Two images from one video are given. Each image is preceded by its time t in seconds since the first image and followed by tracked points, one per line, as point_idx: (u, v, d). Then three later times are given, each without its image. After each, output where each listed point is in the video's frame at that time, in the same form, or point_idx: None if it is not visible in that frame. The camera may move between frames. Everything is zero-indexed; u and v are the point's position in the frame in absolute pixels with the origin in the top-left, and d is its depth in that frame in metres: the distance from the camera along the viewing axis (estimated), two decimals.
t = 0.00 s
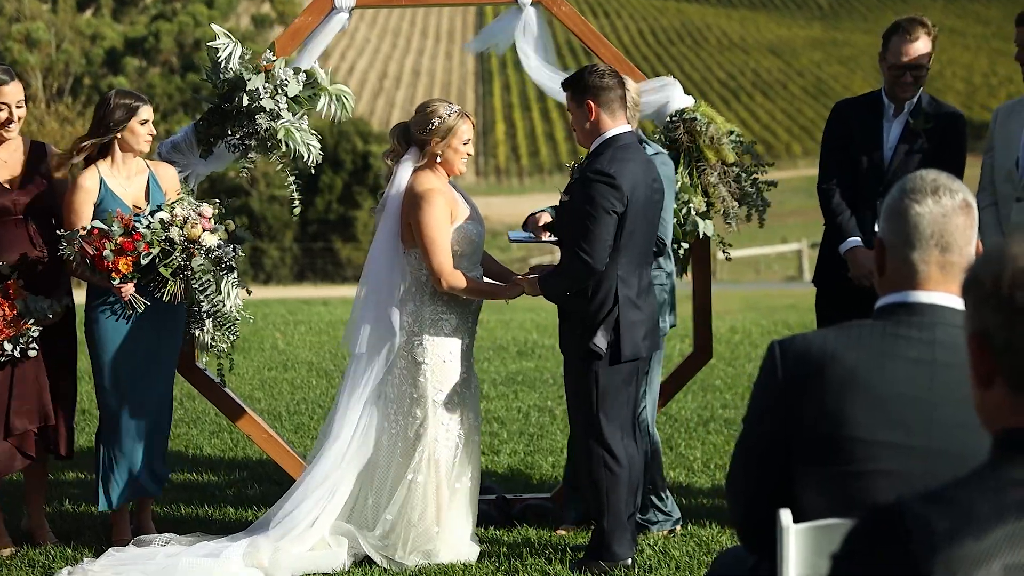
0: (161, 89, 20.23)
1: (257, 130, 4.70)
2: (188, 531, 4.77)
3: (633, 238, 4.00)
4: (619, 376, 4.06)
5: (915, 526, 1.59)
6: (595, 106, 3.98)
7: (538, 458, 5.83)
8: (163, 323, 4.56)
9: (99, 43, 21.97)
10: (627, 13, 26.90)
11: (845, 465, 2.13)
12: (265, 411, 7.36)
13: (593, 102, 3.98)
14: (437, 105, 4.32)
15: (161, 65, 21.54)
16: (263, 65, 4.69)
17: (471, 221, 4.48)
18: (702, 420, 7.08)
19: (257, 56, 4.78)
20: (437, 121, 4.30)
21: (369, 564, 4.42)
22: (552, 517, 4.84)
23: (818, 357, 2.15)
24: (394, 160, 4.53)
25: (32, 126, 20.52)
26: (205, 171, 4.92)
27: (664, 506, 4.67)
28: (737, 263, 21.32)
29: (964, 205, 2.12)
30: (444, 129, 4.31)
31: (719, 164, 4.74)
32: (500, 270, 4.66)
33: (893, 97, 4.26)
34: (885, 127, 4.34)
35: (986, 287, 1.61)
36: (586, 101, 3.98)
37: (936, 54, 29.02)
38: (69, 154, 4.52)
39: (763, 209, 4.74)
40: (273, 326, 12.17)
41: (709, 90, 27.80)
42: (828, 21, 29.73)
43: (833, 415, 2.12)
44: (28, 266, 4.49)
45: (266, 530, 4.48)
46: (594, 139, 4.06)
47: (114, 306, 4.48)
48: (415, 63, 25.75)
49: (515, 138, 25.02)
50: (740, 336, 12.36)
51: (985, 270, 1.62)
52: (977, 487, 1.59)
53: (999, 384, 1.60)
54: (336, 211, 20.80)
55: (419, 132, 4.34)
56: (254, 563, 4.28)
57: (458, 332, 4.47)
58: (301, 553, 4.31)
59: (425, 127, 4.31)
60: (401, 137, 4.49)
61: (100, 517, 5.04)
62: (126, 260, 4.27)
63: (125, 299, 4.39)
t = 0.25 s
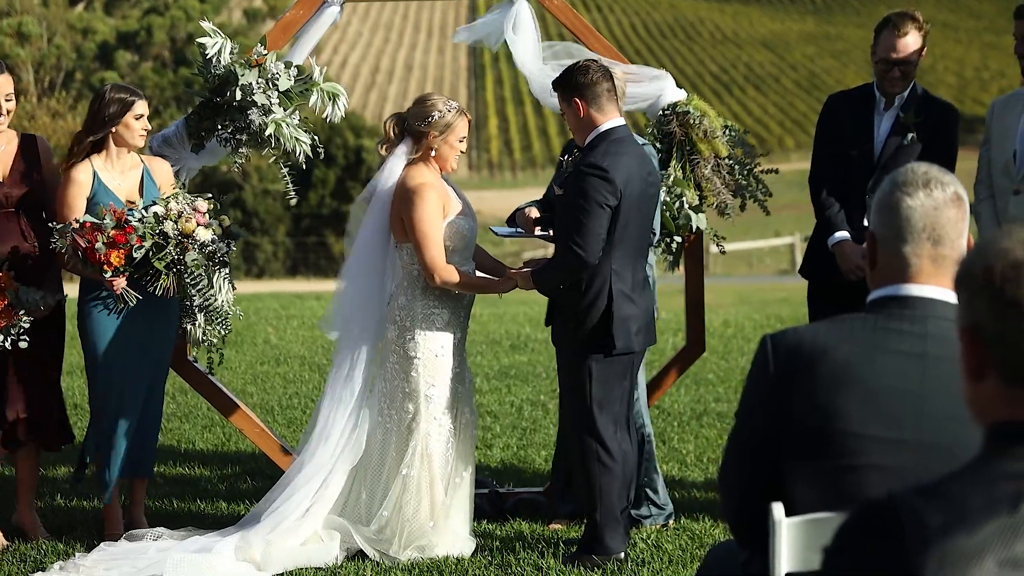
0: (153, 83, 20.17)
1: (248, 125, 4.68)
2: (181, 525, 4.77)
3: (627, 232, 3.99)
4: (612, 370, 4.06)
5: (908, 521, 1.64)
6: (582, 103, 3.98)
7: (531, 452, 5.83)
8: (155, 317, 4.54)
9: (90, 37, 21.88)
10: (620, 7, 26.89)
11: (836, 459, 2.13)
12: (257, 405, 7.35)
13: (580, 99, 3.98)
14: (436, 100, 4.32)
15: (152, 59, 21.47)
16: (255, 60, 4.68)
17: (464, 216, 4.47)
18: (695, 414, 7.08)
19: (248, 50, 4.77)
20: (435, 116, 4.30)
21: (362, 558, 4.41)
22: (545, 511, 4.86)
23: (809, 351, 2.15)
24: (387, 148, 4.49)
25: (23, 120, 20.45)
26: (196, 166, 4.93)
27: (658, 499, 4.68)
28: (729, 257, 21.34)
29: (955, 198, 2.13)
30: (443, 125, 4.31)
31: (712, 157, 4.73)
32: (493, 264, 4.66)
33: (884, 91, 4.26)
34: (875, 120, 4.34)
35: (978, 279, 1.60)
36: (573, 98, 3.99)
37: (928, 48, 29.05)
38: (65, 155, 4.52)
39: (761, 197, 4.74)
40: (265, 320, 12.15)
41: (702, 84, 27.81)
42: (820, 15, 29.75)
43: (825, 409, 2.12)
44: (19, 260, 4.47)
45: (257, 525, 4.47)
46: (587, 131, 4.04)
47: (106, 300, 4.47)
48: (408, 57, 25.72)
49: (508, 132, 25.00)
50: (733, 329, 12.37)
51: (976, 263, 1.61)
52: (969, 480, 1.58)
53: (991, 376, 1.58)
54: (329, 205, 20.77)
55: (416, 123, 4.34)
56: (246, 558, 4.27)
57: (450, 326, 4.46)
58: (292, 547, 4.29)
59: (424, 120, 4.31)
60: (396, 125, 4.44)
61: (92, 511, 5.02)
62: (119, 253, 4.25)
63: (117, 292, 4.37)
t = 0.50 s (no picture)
0: (154, 84, 20.18)
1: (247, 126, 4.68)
2: (177, 529, 4.76)
3: (626, 235, 3.98)
4: (610, 373, 4.05)
5: (900, 528, 1.56)
6: (581, 106, 3.96)
7: (529, 454, 5.82)
8: (150, 319, 4.52)
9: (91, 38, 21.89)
10: (621, 7, 26.88)
11: (831, 465, 2.12)
12: (256, 407, 7.34)
13: (578, 101, 3.96)
14: (443, 104, 4.31)
15: (153, 60, 21.49)
16: (251, 62, 4.67)
17: (462, 219, 4.45)
18: (694, 416, 7.07)
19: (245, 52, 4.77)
20: (444, 120, 4.30)
21: (359, 561, 4.40)
22: (543, 514, 4.86)
23: (803, 357, 2.13)
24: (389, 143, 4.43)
25: (24, 121, 20.47)
26: (193, 167, 4.90)
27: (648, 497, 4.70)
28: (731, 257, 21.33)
29: (948, 203, 2.12)
30: (452, 130, 4.33)
31: (710, 159, 4.71)
32: (492, 267, 4.64)
33: (886, 90, 4.25)
34: (873, 123, 4.33)
35: (970, 286, 1.58)
36: (572, 101, 3.97)
37: (930, 48, 29.04)
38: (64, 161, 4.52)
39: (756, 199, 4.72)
40: (264, 322, 12.15)
41: (703, 84, 27.80)
42: (821, 15, 29.75)
43: (819, 415, 2.11)
44: (15, 262, 4.46)
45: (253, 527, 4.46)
46: (586, 133, 4.03)
47: (99, 304, 4.46)
48: (409, 57, 25.71)
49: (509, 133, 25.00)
50: (733, 331, 12.37)
51: (968, 270, 1.59)
52: (960, 488, 1.55)
53: (981, 384, 1.59)
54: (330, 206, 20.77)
55: (423, 123, 4.32)
56: (243, 561, 4.25)
57: (448, 329, 4.45)
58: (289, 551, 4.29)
59: (434, 122, 4.29)
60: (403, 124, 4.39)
61: (89, 515, 5.02)
62: (115, 254, 4.25)
63: (113, 295, 4.38)
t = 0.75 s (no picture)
0: (160, 91, 20.24)
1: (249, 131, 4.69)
2: (181, 533, 4.78)
3: (631, 238, 3.98)
4: (614, 377, 4.05)
5: (898, 526, 1.59)
6: (585, 110, 3.97)
7: (533, 459, 5.82)
8: (153, 323, 4.55)
9: (98, 45, 21.95)
10: (626, 13, 26.96)
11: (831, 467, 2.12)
12: (260, 412, 7.36)
13: (582, 105, 3.97)
14: (449, 110, 4.27)
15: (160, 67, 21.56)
16: (255, 66, 4.69)
17: (467, 223, 4.46)
18: (698, 421, 7.07)
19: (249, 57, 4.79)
20: (452, 126, 4.28)
21: (362, 565, 4.41)
22: (545, 518, 4.85)
23: (803, 359, 2.13)
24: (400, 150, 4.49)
25: (31, 128, 20.54)
26: (196, 172, 4.95)
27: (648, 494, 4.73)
28: (736, 263, 21.32)
29: (947, 204, 2.12)
30: (460, 134, 4.31)
31: (713, 165, 4.72)
32: (500, 272, 4.64)
33: (886, 95, 4.25)
34: (875, 127, 4.34)
35: (967, 286, 1.59)
36: (576, 105, 3.98)
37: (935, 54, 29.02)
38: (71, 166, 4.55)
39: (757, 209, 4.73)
40: (269, 327, 12.17)
41: (708, 90, 27.82)
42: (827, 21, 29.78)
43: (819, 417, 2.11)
44: (21, 265, 4.49)
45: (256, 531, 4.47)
46: (590, 138, 4.03)
47: (104, 309, 4.47)
48: (415, 64, 25.77)
49: (515, 139, 25.03)
50: (738, 335, 12.37)
51: (965, 270, 1.60)
52: (958, 488, 1.56)
53: (978, 383, 1.58)
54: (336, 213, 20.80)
55: (432, 131, 4.29)
56: (246, 565, 4.27)
57: (452, 333, 4.46)
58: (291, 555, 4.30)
59: (443, 128, 4.27)
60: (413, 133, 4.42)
61: (93, 519, 5.03)
62: (117, 260, 4.26)
63: (115, 300, 4.39)
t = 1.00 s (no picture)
0: (157, 89, 20.23)
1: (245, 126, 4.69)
2: (176, 528, 4.78)
3: (627, 233, 3.98)
4: (609, 372, 4.05)
5: (887, 515, 1.59)
6: (581, 105, 3.97)
7: (527, 455, 5.83)
8: (146, 317, 4.54)
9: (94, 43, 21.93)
10: (623, 13, 27.00)
11: (821, 458, 2.12)
12: (255, 408, 7.36)
13: (578, 100, 3.98)
14: (441, 107, 4.31)
15: (157, 66, 21.55)
16: (250, 62, 4.69)
17: (462, 218, 4.47)
18: (692, 418, 7.08)
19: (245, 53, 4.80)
20: (446, 124, 4.32)
21: (356, 560, 4.41)
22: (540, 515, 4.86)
23: (795, 351, 2.13)
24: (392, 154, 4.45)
25: (28, 126, 20.54)
26: (192, 167, 4.91)
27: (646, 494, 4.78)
28: (733, 262, 21.34)
29: (937, 195, 2.12)
30: (455, 131, 4.34)
31: (707, 160, 4.73)
32: (496, 265, 4.65)
33: (879, 91, 4.25)
34: (869, 122, 4.34)
35: (955, 274, 1.59)
36: (572, 100, 3.98)
37: (932, 53, 29.06)
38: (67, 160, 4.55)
39: (751, 206, 4.75)
40: (265, 325, 12.17)
41: (705, 89, 27.85)
42: (824, 21, 29.80)
43: (810, 409, 2.11)
44: (17, 258, 4.48)
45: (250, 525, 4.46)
46: (587, 133, 4.04)
47: (96, 304, 4.46)
48: (412, 63, 25.81)
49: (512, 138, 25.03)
50: (734, 333, 12.38)
51: (954, 257, 1.60)
52: (945, 474, 1.56)
53: (966, 370, 1.59)
54: (333, 211, 20.80)
55: (426, 132, 4.32)
56: (241, 560, 4.26)
57: (447, 328, 4.46)
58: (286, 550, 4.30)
59: (437, 127, 4.30)
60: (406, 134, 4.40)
61: (88, 514, 5.03)
62: (113, 253, 4.25)
63: (110, 294, 4.36)
